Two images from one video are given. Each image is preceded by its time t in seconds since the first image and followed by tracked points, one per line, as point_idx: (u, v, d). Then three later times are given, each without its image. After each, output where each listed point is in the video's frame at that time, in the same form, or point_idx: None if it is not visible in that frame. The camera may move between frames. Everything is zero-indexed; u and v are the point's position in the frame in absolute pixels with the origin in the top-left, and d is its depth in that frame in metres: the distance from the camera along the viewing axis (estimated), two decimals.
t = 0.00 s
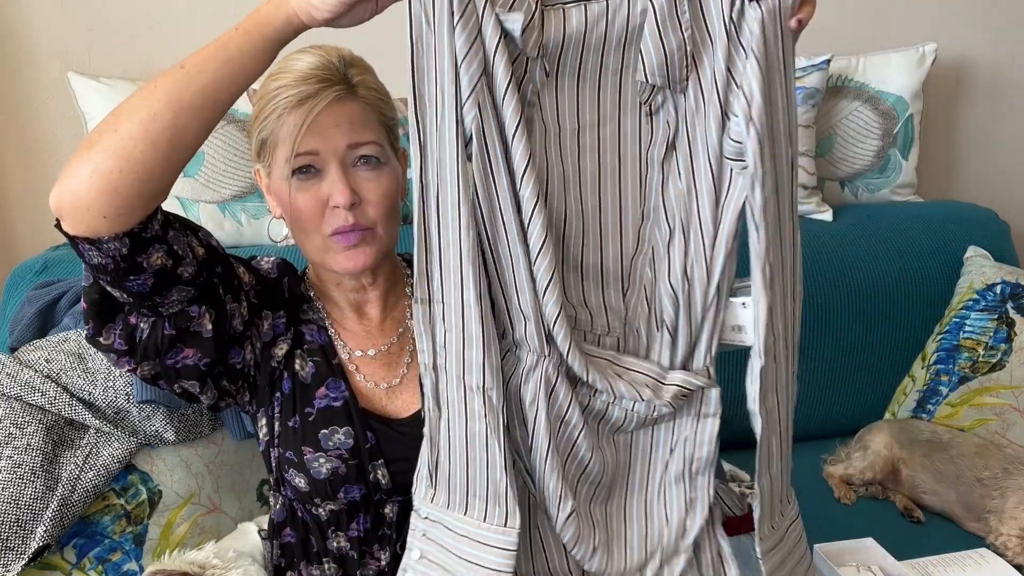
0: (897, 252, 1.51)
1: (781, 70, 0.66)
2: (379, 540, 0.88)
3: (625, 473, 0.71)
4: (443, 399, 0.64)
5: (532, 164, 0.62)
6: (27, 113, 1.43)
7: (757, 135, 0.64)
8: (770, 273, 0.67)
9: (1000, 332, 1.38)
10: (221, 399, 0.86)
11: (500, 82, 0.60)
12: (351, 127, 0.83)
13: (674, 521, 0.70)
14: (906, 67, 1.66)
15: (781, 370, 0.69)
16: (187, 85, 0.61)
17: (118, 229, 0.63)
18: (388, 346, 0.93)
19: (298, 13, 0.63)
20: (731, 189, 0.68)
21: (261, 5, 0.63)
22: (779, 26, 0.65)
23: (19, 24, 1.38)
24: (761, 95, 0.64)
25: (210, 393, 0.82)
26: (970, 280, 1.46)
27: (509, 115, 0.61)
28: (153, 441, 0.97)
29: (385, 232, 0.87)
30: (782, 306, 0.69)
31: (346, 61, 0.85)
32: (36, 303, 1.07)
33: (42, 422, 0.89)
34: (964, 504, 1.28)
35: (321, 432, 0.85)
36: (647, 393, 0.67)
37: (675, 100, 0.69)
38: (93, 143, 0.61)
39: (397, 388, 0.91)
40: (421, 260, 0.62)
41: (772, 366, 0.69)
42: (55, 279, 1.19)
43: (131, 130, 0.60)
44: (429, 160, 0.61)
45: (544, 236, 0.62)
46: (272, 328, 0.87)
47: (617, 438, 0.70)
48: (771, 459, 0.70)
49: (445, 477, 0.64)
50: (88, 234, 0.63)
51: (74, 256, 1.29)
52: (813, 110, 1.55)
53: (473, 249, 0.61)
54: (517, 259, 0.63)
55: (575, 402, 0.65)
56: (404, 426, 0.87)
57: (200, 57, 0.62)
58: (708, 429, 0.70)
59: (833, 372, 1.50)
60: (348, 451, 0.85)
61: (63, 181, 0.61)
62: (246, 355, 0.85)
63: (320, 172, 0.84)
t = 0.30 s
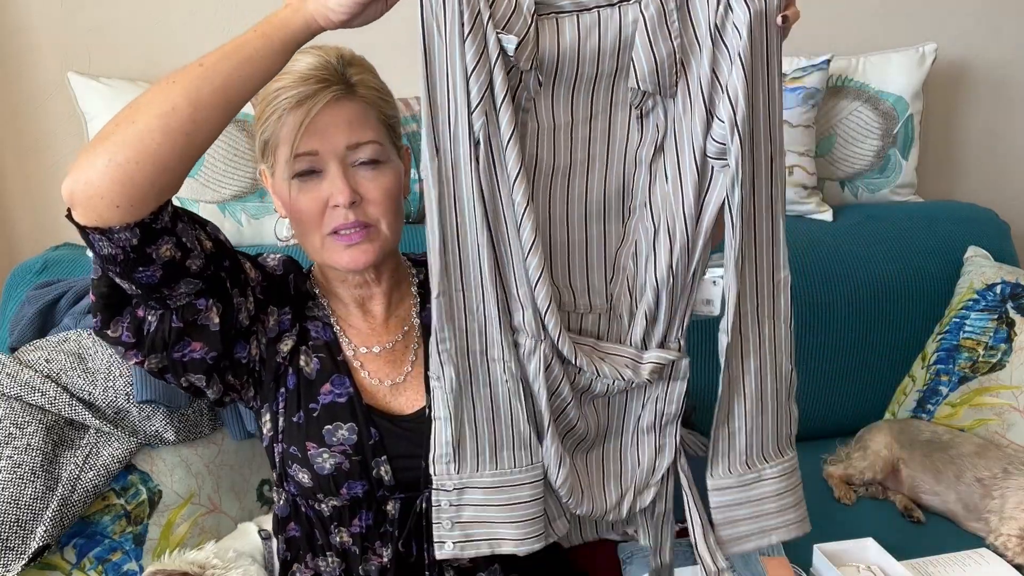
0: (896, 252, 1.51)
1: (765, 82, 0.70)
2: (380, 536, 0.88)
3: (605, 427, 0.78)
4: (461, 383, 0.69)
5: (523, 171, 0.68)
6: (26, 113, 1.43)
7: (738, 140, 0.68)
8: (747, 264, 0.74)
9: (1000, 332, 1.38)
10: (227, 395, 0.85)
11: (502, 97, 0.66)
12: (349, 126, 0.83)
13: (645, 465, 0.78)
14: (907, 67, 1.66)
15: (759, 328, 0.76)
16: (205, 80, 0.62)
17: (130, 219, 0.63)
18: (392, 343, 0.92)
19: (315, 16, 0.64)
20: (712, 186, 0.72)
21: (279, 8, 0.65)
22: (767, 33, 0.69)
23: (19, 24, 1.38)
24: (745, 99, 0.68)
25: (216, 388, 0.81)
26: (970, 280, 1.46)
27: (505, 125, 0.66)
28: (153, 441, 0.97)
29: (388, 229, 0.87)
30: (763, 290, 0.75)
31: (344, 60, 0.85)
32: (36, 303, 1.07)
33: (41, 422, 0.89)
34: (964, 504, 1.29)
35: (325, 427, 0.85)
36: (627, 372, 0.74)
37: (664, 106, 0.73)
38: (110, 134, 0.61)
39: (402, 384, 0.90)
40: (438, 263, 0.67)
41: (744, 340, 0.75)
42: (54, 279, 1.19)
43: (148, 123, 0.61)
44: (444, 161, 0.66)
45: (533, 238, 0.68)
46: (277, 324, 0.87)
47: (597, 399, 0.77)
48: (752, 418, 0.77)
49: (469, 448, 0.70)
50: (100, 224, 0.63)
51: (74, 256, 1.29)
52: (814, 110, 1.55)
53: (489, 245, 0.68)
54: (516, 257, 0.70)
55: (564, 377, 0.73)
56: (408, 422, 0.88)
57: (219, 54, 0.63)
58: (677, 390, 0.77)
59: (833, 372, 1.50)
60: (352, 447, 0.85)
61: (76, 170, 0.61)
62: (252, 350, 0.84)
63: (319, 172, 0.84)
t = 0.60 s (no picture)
0: (895, 252, 1.51)
1: (761, 98, 0.73)
2: (383, 534, 0.88)
3: (623, 427, 0.80)
4: (477, 378, 0.69)
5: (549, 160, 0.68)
6: (26, 113, 1.43)
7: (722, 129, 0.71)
8: (732, 265, 0.77)
9: (1000, 332, 1.38)
10: (230, 393, 0.85)
11: (528, 92, 0.66)
12: (362, 123, 0.83)
13: (657, 466, 0.80)
14: (907, 67, 1.66)
15: (739, 330, 0.78)
16: (219, 82, 0.62)
17: (141, 218, 0.63)
18: (396, 342, 0.92)
19: (332, 23, 0.65)
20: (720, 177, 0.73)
21: (294, 13, 0.65)
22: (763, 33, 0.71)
23: (19, 24, 1.37)
24: (731, 100, 0.71)
25: (220, 386, 0.82)
26: (970, 280, 1.46)
27: (529, 111, 0.66)
28: (153, 442, 0.97)
29: (401, 224, 0.87)
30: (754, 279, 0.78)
31: (352, 60, 0.84)
32: (36, 303, 1.07)
33: (41, 422, 0.89)
34: (963, 504, 1.29)
35: (329, 425, 0.86)
36: (655, 366, 0.75)
37: (676, 106, 0.74)
38: (121, 133, 0.61)
39: (407, 381, 0.90)
40: (461, 264, 0.67)
41: (721, 325, 0.78)
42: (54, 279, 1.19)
43: (162, 122, 0.61)
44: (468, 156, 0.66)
45: (562, 222, 0.68)
46: (282, 322, 0.87)
47: (612, 399, 0.79)
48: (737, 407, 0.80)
49: (478, 451, 0.71)
50: (110, 223, 0.63)
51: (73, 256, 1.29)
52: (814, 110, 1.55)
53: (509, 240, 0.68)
54: (541, 249, 0.70)
55: (587, 370, 0.73)
56: (411, 420, 0.87)
57: (232, 57, 0.63)
58: (688, 388, 0.78)
59: (833, 372, 1.50)
60: (356, 445, 0.85)
61: (88, 168, 0.61)
62: (257, 348, 0.85)
63: (331, 171, 0.84)
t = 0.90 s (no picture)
0: (894, 252, 1.51)
1: (759, 80, 0.71)
2: (383, 534, 0.88)
3: (635, 448, 0.78)
4: (478, 376, 0.70)
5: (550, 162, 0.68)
6: (26, 113, 1.43)
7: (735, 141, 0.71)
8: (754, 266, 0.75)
9: (1000, 332, 1.38)
10: (231, 392, 0.85)
11: (528, 92, 0.66)
12: (364, 121, 0.83)
13: (672, 489, 0.78)
14: (907, 67, 1.66)
15: (757, 356, 0.77)
16: (223, 84, 0.62)
17: (145, 218, 0.63)
18: (397, 342, 0.92)
19: (339, 25, 0.65)
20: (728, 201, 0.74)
21: (301, 16, 0.65)
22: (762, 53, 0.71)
23: (18, 24, 1.38)
24: (740, 109, 0.71)
25: (222, 385, 0.82)
26: (970, 280, 1.46)
27: (531, 114, 0.67)
28: (153, 441, 0.97)
29: (403, 222, 0.87)
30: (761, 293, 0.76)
31: (354, 60, 0.85)
32: (36, 303, 1.08)
33: (41, 422, 0.89)
34: (963, 504, 1.29)
35: (329, 425, 0.86)
36: (654, 382, 0.73)
37: (689, 139, 0.74)
38: (126, 134, 0.61)
39: (407, 382, 0.90)
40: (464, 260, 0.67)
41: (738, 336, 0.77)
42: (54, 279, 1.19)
43: (167, 123, 0.61)
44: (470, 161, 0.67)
45: (561, 230, 0.68)
46: (283, 322, 0.87)
47: (620, 419, 0.77)
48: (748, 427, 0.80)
49: (477, 450, 0.70)
50: (115, 223, 0.63)
51: (73, 256, 1.30)
52: (814, 110, 1.55)
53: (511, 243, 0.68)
54: (543, 259, 0.70)
55: (590, 382, 0.72)
56: (412, 420, 0.88)
57: (237, 58, 0.63)
58: (702, 411, 0.77)
59: (833, 372, 1.50)
60: (356, 445, 0.85)
61: (92, 169, 0.61)
62: (258, 348, 0.85)
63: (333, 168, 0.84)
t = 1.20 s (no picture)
0: (894, 252, 1.51)
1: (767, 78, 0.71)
2: (383, 534, 0.88)
3: (641, 454, 0.78)
4: (476, 376, 0.71)
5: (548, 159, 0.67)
6: (26, 113, 1.43)
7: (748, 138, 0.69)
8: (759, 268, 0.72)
9: (1000, 332, 1.38)
10: (232, 391, 0.85)
11: (528, 90, 0.66)
12: (365, 122, 0.83)
13: (680, 501, 0.77)
14: (907, 67, 1.66)
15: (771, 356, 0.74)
16: (224, 81, 0.62)
17: (145, 217, 0.63)
18: (399, 342, 0.92)
19: (339, 23, 0.65)
20: (729, 188, 0.73)
21: (300, 13, 0.65)
22: (770, 30, 0.70)
23: (18, 24, 1.38)
24: (751, 99, 0.68)
25: (223, 385, 0.82)
26: (970, 280, 1.46)
27: (531, 111, 0.66)
28: (153, 441, 0.97)
29: (404, 223, 0.87)
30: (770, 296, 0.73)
31: (356, 60, 0.85)
32: (36, 303, 1.08)
33: (41, 422, 0.89)
34: (963, 504, 1.29)
35: (331, 425, 0.86)
36: (654, 386, 0.73)
37: (679, 109, 0.73)
38: (127, 132, 0.61)
39: (408, 383, 0.90)
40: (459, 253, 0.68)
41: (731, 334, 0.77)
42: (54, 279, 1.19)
43: (168, 121, 0.61)
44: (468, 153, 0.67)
45: (559, 228, 0.68)
46: (285, 322, 0.87)
47: (625, 425, 0.77)
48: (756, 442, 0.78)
49: (476, 446, 0.71)
50: (116, 221, 0.63)
51: (73, 256, 1.30)
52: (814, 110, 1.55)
53: (506, 242, 0.68)
54: (539, 245, 0.69)
55: (591, 389, 0.71)
56: (414, 420, 0.88)
57: (237, 57, 0.63)
58: (709, 415, 0.77)
59: (834, 372, 1.50)
60: (358, 444, 0.85)
61: (95, 166, 0.61)
62: (259, 347, 0.85)
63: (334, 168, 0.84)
